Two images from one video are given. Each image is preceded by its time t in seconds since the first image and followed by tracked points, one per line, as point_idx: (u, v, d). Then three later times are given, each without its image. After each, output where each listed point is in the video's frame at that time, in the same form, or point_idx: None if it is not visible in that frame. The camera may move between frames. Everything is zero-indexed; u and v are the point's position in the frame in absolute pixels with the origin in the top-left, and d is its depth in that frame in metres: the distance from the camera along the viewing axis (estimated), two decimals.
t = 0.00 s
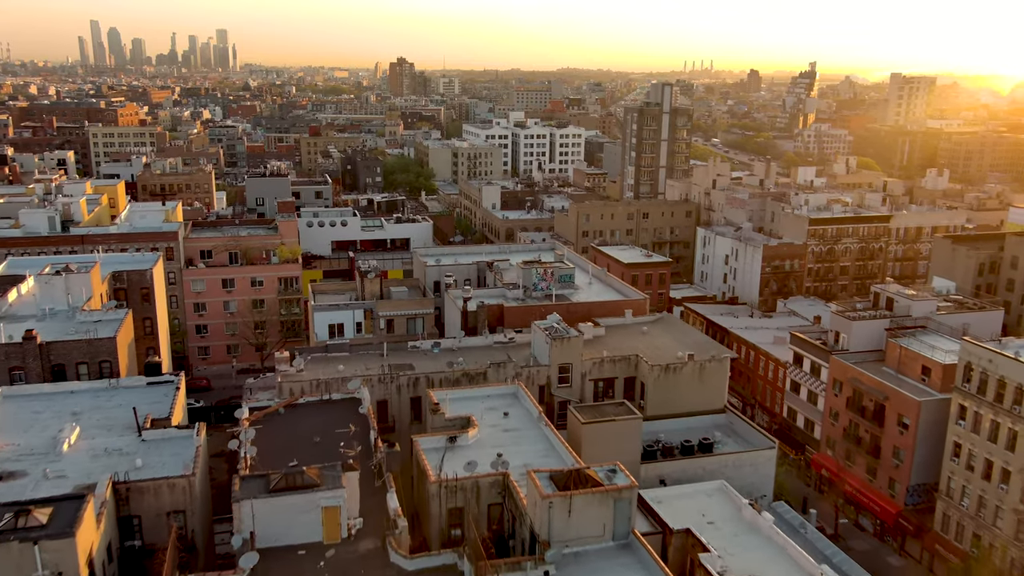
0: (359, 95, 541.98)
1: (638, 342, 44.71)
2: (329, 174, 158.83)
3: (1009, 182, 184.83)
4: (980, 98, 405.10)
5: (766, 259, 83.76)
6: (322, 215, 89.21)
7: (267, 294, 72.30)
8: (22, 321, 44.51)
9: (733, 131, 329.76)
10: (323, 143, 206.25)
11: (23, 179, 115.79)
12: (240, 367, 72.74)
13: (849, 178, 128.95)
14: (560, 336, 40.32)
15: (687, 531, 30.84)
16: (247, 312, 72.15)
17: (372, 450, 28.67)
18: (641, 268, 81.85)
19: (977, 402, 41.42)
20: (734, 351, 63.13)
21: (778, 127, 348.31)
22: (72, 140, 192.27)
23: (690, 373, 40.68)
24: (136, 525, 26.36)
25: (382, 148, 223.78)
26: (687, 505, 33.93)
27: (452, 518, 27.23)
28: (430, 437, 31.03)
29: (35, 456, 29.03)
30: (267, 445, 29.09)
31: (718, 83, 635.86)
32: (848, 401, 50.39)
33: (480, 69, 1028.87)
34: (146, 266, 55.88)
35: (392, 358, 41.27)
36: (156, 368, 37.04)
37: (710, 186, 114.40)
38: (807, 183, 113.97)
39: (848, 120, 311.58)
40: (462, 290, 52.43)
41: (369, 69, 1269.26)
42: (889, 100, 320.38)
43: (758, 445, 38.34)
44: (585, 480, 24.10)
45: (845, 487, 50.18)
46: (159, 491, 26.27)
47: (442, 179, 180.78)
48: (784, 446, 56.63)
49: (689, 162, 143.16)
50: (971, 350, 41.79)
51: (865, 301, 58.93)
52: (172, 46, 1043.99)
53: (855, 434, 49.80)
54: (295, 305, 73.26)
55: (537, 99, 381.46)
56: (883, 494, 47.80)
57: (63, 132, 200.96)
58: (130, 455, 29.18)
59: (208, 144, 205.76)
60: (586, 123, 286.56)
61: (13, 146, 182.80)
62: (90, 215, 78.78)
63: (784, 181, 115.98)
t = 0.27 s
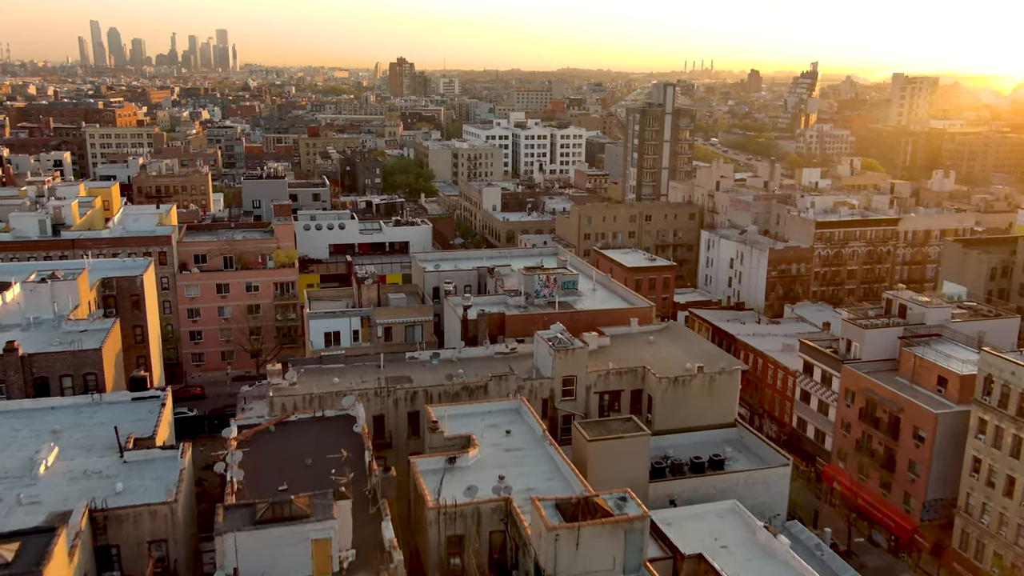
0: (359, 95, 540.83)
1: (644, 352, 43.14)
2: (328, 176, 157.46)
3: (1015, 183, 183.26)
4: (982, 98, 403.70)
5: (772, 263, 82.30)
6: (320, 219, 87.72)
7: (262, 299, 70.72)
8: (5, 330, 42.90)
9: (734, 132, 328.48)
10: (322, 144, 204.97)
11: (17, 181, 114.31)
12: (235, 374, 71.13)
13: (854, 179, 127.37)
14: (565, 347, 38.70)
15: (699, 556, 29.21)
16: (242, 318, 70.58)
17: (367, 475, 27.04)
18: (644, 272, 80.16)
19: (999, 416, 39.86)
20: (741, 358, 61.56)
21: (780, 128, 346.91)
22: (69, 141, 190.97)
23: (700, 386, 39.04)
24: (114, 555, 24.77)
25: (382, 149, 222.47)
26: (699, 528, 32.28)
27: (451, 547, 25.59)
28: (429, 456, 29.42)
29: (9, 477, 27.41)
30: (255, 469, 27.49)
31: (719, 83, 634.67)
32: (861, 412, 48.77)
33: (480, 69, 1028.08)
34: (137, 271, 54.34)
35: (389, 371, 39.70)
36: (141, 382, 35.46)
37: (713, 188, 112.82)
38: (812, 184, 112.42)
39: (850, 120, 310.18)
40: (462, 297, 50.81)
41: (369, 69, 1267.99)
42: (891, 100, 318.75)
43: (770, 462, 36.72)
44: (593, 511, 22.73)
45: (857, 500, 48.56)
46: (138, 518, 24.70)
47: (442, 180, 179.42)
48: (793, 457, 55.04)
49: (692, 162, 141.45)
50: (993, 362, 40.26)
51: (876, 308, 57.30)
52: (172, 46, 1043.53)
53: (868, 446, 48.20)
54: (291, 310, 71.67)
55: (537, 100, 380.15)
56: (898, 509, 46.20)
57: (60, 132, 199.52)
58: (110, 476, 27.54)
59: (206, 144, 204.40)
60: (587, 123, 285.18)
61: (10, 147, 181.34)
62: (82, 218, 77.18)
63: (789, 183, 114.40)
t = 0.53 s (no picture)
0: (359, 96, 539.46)
1: (652, 364, 41.51)
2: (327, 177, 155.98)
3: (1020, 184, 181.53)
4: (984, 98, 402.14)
5: (778, 267, 80.80)
6: (317, 221, 86.12)
7: (258, 304, 69.14)
8: None
9: (735, 132, 326.99)
10: (321, 145, 203.49)
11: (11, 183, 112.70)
12: (230, 381, 69.51)
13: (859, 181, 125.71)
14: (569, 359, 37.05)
15: None
16: (237, 324, 68.95)
17: (360, 504, 25.40)
18: (648, 276, 78.51)
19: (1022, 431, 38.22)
20: (749, 366, 59.94)
21: (781, 128, 345.47)
22: (66, 142, 189.44)
23: (710, 400, 37.41)
24: None
25: (382, 150, 221.07)
26: (712, 552, 30.63)
27: None
28: (426, 479, 27.79)
29: None
30: (243, 498, 25.93)
31: (719, 83, 633.18)
32: (875, 424, 47.15)
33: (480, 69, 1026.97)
34: (127, 278, 52.76)
35: (386, 384, 38.10)
36: (126, 398, 33.88)
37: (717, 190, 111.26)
38: (817, 186, 110.80)
39: (852, 121, 308.60)
40: (462, 305, 49.18)
41: (369, 69, 1266.60)
42: (894, 100, 317.03)
43: (784, 481, 35.08)
44: (604, 545, 21.10)
45: (870, 516, 46.91)
46: (116, 549, 23.07)
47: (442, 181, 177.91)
48: (804, 469, 53.42)
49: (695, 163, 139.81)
50: (1015, 374, 38.61)
51: (888, 315, 55.65)
52: (172, 46, 1042.18)
53: (883, 460, 46.56)
54: (287, 316, 70.04)
55: (538, 100, 378.48)
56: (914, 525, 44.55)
57: (57, 133, 197.84)
58: (89, 501, 25.95)
59: (204, 145, 202.86)
60: (588, 124, 283.63)
61: (6, 148, 179.70)
62: (74, 222, 75.53)
63: (794, 185, 112.81)
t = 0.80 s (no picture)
0: (359, 96, 538.07)
1: (660, 376, 39.84)
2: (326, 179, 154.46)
3: None
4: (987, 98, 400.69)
5: (784, 271, 79.26)
6: (314, 225, 84.48)
7: (253, 310, 67.55)
8: None
9: (737, 132, 325.53)
10: (320, 146, 202.09)
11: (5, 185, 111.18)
12: (224, 390, 67.81)
13: (865, 183, 124.06)
14: (574, 373, 35.42)
15: None
16: (232, 331, 67.31)
17: (352, 535, 23.70)
18: (651, 280, 76.90)
19: None
20: (758, 375, 58.32)
21: (783, 128, 343.88)
22: (63, 143, 187.72)
23: (722, 415, 35.73)
24: None
25: (381, 150, 219.62)
26: None
27: None
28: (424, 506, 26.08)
29: None
30: (228, 527, 24.23)
31: (720, 83, 631.77)
32: (890, 437, 45.47)
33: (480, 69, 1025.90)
34: (117, 285, 51.13)
35: (383, 399, 36.47)
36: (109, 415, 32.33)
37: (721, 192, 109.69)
38: (822, 188, 109.11)
39: (854, 121, 306.87)
40: (462, 314, 47.54)
41: (369, 69, 1265.43)
42: (896, 100, 315.32)
43: (800, 501, 33.40)
44: None
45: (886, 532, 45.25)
46: None
47: (442, 182, 176.35)
48: (815, 482, 51.80)
49: (698, 165, 138.15)
50: None
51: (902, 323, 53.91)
52: (172, 46, 1040.79)
53: (898, 474, 44.92)
54: (283, 322, 68.32)
55: (538, 100, 376.73)
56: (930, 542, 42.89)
57: (53, 134, 196.15)
58: (64, 530, 24.34)
59: (202, 146, 201.32)
60: (589, 124, 282.10)
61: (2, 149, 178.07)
62: (65, 225, 73.91)
63: (798, 187, 111.19)
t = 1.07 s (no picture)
0: (358, 96, 536.58)
1: (668, 389, 38.20)
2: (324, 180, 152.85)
3: None
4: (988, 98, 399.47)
5: (791, 275, 77.74)
6: (311, 228, 82.88)
7: (248, 316, 65.94)
8: None
9: (738, 133, 324.00)
10: (319, 147, 200.53)
11: None
12: (218, 398, 66.35)
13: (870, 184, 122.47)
14: (580, 387, 33.78)
15: None
16: (226, 337, 65.72)
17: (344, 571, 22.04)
18: (655, 285, 75.30)
19: None
20: (766, 384, 56.73)
21: (784, 129, 342.27)
22: (60, 143, 186.18)
23: (735, 431, 34.10)
24: None
25: (381, 151, 218.10)
26: None
27: None
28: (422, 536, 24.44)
29: None
30: (211, 560, 22.57)
31: (720, 83, 630.35)
32: (906, 451, 43.83)
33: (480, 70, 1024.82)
34: (105, 292, 49.50)
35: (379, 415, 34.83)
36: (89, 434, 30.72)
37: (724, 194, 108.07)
38: (827, 190, 107.53)
39: (856, 122, 305.24)
40: (462, 323, 45.92)
41: (369, 69, 1264.09)
42: (898, 101, 313.79)
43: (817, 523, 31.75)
44: None
45: (902, 550, 43.62)
46: None
47: (442, 183, 174.73)
48: (827, 496, 50.20)
49: (701, 166, 136.52)
50: None
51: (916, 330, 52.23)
52: (172, 46, 1039.42)
53: (914, 489, 43.30)
54: (278, 328, 66.70)
55: (538, 100, 374.92)
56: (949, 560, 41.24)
57: (50, 134, 194.57)
58: (35, 562, 22.69)
59: (200, 147, 199.74)
60: (589, 124, 280.56)
61: None
62: (56, 229, 72.27)
63: (803, 188, 109.59)
